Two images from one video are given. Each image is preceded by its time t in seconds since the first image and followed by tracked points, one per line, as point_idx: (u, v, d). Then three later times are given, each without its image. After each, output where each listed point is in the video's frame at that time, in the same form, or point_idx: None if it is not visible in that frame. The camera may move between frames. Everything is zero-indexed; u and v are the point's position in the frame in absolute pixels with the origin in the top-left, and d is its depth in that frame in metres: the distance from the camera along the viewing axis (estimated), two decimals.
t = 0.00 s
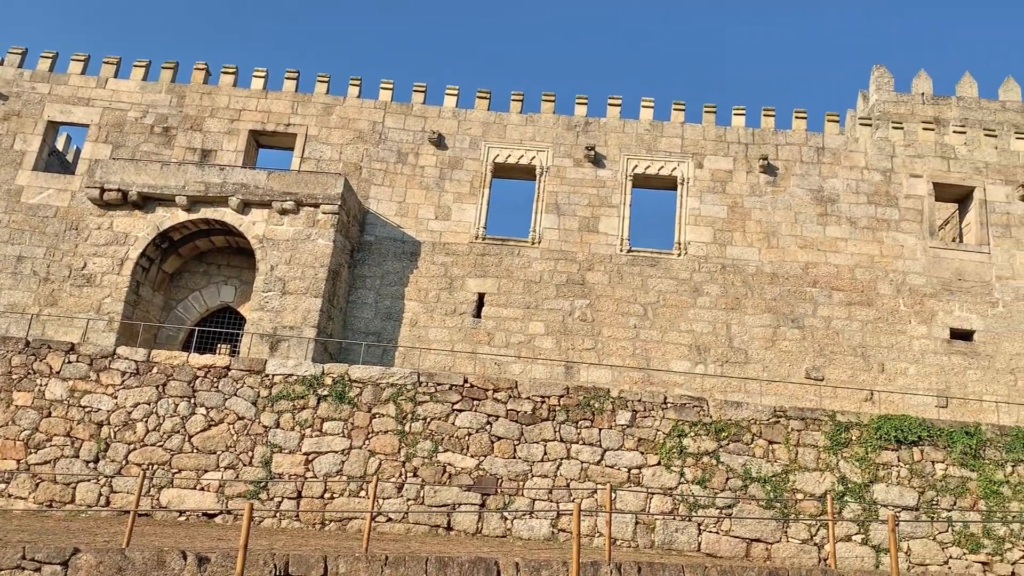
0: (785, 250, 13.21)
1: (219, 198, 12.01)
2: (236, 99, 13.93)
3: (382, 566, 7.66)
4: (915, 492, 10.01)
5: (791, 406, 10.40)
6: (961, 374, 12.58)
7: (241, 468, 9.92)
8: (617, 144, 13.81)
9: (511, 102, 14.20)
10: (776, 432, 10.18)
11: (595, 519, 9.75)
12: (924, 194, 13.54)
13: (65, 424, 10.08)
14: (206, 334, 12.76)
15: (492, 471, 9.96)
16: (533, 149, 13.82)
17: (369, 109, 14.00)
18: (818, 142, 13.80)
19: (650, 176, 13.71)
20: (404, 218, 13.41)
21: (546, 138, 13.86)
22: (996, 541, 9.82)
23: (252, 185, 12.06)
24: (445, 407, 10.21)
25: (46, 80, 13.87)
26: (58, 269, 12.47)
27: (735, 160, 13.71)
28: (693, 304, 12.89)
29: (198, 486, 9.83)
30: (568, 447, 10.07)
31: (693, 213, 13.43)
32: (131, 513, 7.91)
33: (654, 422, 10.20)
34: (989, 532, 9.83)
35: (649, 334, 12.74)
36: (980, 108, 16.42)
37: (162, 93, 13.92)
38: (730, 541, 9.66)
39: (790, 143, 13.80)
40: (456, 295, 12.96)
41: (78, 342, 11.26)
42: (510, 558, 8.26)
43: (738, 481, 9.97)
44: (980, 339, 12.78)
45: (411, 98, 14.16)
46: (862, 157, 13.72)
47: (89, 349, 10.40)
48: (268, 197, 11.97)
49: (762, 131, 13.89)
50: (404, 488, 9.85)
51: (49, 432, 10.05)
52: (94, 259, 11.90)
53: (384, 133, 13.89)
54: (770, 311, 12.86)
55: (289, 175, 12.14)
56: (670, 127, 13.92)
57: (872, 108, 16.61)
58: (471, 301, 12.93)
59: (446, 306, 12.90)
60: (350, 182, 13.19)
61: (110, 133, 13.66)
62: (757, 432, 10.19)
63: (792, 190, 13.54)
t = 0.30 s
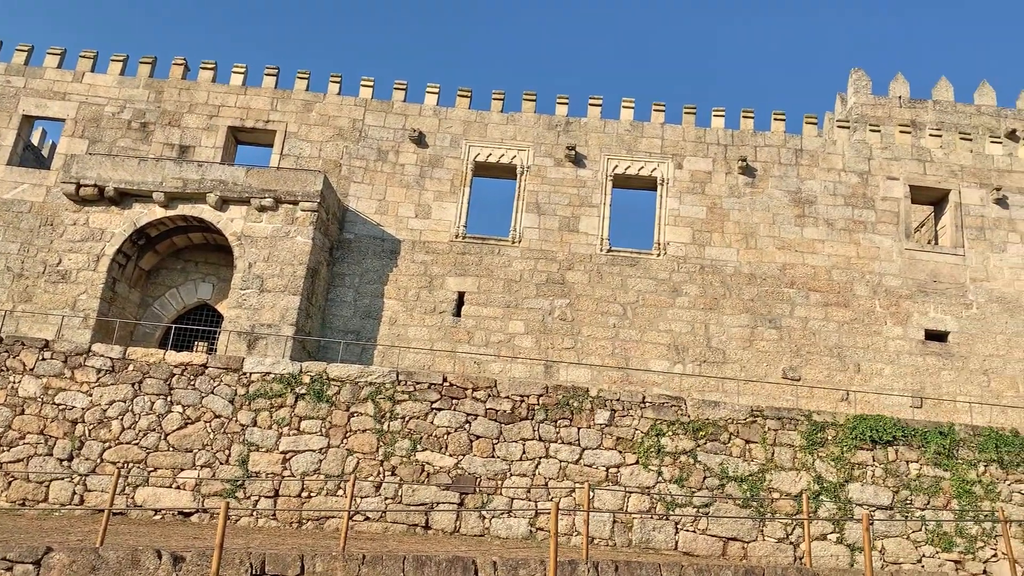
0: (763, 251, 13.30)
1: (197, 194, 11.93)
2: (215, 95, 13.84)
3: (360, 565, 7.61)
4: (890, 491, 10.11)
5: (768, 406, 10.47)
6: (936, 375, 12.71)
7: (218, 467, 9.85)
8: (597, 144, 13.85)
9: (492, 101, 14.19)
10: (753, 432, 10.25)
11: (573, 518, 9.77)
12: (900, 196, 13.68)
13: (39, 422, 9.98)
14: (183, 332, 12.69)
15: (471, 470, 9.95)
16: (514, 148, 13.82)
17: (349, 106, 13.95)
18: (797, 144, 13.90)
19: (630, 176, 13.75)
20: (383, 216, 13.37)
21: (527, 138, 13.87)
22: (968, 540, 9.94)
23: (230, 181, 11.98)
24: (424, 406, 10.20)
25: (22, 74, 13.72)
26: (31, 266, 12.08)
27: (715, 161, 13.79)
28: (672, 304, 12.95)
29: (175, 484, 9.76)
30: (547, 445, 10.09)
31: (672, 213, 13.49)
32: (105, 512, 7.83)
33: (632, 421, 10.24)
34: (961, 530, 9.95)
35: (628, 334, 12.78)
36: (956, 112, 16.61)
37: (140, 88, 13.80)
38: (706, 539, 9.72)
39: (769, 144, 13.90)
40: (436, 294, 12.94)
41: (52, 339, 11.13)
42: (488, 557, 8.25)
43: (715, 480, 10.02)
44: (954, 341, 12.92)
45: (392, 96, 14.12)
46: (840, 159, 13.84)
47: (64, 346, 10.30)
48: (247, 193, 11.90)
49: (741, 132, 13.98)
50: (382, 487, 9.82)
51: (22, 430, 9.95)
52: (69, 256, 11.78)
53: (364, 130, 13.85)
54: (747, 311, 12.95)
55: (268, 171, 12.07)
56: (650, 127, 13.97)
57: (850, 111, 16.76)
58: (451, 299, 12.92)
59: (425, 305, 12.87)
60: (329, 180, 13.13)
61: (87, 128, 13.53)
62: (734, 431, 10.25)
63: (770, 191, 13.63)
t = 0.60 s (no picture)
0: (736, 252, 13.40)
1: (169, 189, 11.81)
2: (188, 90, 13.70)
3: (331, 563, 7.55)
4: (859, 490, 10.24)
5: (740, 405, 10.56)
6: (905, 376, 12.87)
7: (188, 465, 9.76)
8: (574, 143, 13.87)
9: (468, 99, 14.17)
10: (725, 431, 10.33)
11: (546, 517, 9.78)
12: (871, 199, 13.84)
13: (5, 419, 9.85)
14: (154, 328, 12.54)
15: (444, 468, 9.94)
16: (490, 146, 13.81)
17: (324, 102, 13.87)
18: (771, 146, 14.02)
19: (606, 176, 13.80)
20: (358, 213, 13.31)
21: (503, 136, 13.86)
22: (935, 538, 10.08)
23: (203, 176, 11.88)
24: (397, 404, 10.17)
25: None
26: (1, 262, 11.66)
27: (689, 162, 13.87)
28: (646, 304, 13.01)
29: (144, 482, 9.65)
30: (521, 444, 10.10)
31: (647, 213, 13.55)
32: (72, 510, 7.71)
33: (605, 420, 10.28)
34: (928, 529, 10.10)
35: (603, 333, 12.83)
36: (926, 116, 16.84)
37: (111, 80, 13.64)
38: (677, 538, 9.78)
39: (743, 146, 14.00)
40: (410, 291, 12.90)
41: (19, 334, 10.94)
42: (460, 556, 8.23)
43: (687, 478, 10.08)
44: (923, 342, 13.09)
45: (367, 92, 14.05)
46: (813, 161, 13.98)
47: (31, 342, 10.17)
48: (220, 189, 11.79)
49: (715, 134, 14.08)
50: (354, 485, 9.78)
51: None
52: (37, 250, 11.60)
53: (339, 127, 13.77)
54: (720, 311, 13.04)
55: (242, 167, 11.98)
56: (626, 128, 14.03)
57: (823, 113, 16.93)
58: (426, 298, 12.89)
59: (400, 303, 12.84)
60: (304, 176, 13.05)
61: (57, 121, 13.34)
62: (706, 430, 10.33)
63: (744, 192, 13.73)
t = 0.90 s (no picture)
0: (715, 252, 13.48)
1: (147, 184, 11.70)
2: (167, 84, 13.59)
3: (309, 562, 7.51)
4: (835, 489, 10.33)
5: (718, 404, 10.62)
6: (880, 376, 12.99)
7: (164, 463, 9.68)
8: (555, 142, 13.89)
9: (449, 96, 14.15)
10: (702, 430, 10.39)
11: (524, 516, 9.79)
12: (849, 200, 13.96)
13: None
14: (130, 325, 12.42)
15: (422, 467, 9.93)
16: (471, 144, 13.80)
17: (304, 99, 13.80)
18: (750, 147, 14.11)
19: (587, 175, 13.83)
20: (338, 210, 13.26)
21: (484, 135, 13.86)
22: (909, 537, 10.19)
23: (182, 171, 11.78)
24: (376, 403, 10.14)
25: None
26: None
27: (670, 163, 13.93)
28: (626, 303, 13.06)
29: (119, 480, 9.56)
30: (500, 443, 10.11)
31: (627, 213, 13.60)
32: (45, 508, 7.61)
33: (585, 419, 10.31)
34: (902, 528, 10.22)
35: (582, 332, 12.86)
36: (904, 119, 17.03)
37: (88, 74, 13.51)
38: (655, 536, 9.82)
39: (723, 147, 14.09)
40: (390, 289, 12.87)
41: None
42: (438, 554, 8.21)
43: (665, 477, 10.13)
44: (899, 342, 13.22)
45: (348, 89, 14.00)
46: (791, 162, 14.08)
47: (5, 338, 10.05)
48: (198, 184, 11.71)
49: (696, 134, 14.15)
50: (332, 484, 9.74)
51: None
52: (12, 245, 11.45)
53: (319, 123, 13.71)
54: (699, 311, 13.11)
55: (220, 162, 11.90)
56: (607, 127, 14.06)
57: (802, 115, 17.07)
58: (405, 296, 12.86)
59: (379, 300, 12.80)
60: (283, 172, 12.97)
61: (32, 114, 13.20)
62: (684, 429, 10.38)
63: (723, 193, 13.81)
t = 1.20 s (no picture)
0: (689, 252, 13.56)
1: (118, 178, 11.55)
2: (139, 77, 13.44)
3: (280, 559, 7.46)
4: (804, 487, 10.44)
5: (690, 403, 10.69)
6: (850, 376, 13.15)
7: (133, 459, 9.57)
8: (531, 141, 13.90)
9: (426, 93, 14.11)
10: (675, 429, 10.45)
11: (497, 513, 9.80)
12: (821, 202, 14.11)
13: None
14: (100, 320, 12.28)
15: (395, 465, 9.90)
16: (447, 142, 13.77)
17: (279, 93, 13.71)
18: (724, 148, 14.21)
19: (563, 174, 13.86)
20: (312, 206, 13.18)
21: (460, 132, 13.84)
22: (877, 535, 10.32)
23: (153, 165, 11.65)
24: (349, 400, 10.10)
25: None
26: None
27: (645, 163, 14.00)
28: (600, 302, 13.10)
29: (87, 477, 9.44)
30: (473, 441, 10.11)
31: (603, 212, 13.65)
32: (11, 504, 7.50)
33: (558, 417, 10.33)
34: (871, 526, 10.35)
35: (557, 330, 12.89)
36: (875, 122, 17.22)
37: (59, 66, 13.33)
38: (627, 534, 9.87)
39: (698, 147, 14.18)
40: (364, 286, 12.81)
41: None
42: (410, 552, 8.18)
43: (637, 475, 10.18)
44: (869, 343, 13.37)
45: (323, 84, 13.91)
46: (765, 164, 14.21)
47: None
48: (170, 179, 11.58)
49: (671, 135, 14.23)
50: (304, 481, 9.68)
51: None
52: None
53: (294, 118, 13.62)
54: (673, 310, 13.19)
55: (193, 157, 11.78)
56: (583, 126, 14.10)
57: (776, 117, 17.23)
58: (380, 293, 12.81)
59: (354, 297, 12.74)
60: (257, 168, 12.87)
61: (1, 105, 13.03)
62: (657, 427, 10.45)
63: (698, 193, 13.90)
